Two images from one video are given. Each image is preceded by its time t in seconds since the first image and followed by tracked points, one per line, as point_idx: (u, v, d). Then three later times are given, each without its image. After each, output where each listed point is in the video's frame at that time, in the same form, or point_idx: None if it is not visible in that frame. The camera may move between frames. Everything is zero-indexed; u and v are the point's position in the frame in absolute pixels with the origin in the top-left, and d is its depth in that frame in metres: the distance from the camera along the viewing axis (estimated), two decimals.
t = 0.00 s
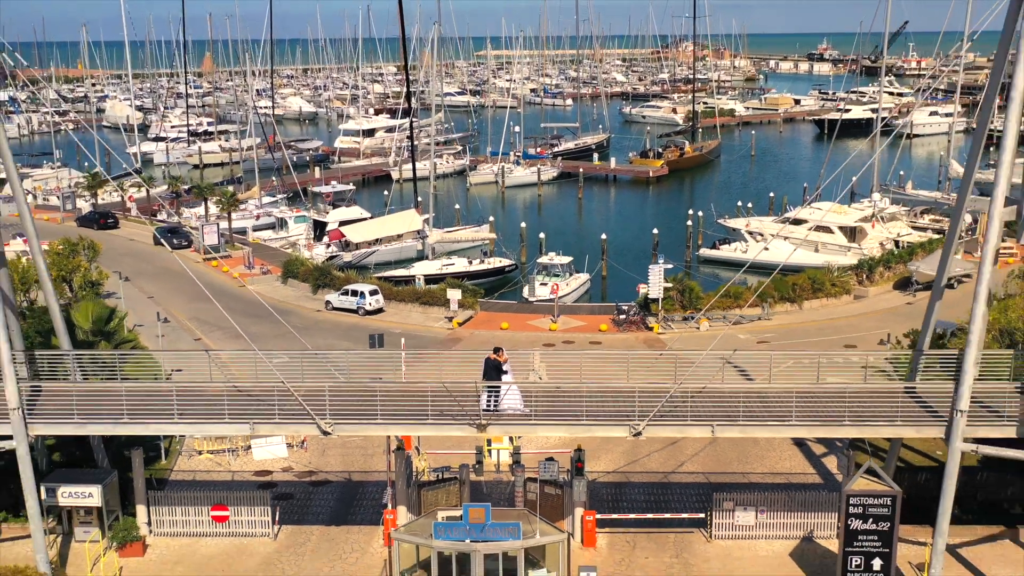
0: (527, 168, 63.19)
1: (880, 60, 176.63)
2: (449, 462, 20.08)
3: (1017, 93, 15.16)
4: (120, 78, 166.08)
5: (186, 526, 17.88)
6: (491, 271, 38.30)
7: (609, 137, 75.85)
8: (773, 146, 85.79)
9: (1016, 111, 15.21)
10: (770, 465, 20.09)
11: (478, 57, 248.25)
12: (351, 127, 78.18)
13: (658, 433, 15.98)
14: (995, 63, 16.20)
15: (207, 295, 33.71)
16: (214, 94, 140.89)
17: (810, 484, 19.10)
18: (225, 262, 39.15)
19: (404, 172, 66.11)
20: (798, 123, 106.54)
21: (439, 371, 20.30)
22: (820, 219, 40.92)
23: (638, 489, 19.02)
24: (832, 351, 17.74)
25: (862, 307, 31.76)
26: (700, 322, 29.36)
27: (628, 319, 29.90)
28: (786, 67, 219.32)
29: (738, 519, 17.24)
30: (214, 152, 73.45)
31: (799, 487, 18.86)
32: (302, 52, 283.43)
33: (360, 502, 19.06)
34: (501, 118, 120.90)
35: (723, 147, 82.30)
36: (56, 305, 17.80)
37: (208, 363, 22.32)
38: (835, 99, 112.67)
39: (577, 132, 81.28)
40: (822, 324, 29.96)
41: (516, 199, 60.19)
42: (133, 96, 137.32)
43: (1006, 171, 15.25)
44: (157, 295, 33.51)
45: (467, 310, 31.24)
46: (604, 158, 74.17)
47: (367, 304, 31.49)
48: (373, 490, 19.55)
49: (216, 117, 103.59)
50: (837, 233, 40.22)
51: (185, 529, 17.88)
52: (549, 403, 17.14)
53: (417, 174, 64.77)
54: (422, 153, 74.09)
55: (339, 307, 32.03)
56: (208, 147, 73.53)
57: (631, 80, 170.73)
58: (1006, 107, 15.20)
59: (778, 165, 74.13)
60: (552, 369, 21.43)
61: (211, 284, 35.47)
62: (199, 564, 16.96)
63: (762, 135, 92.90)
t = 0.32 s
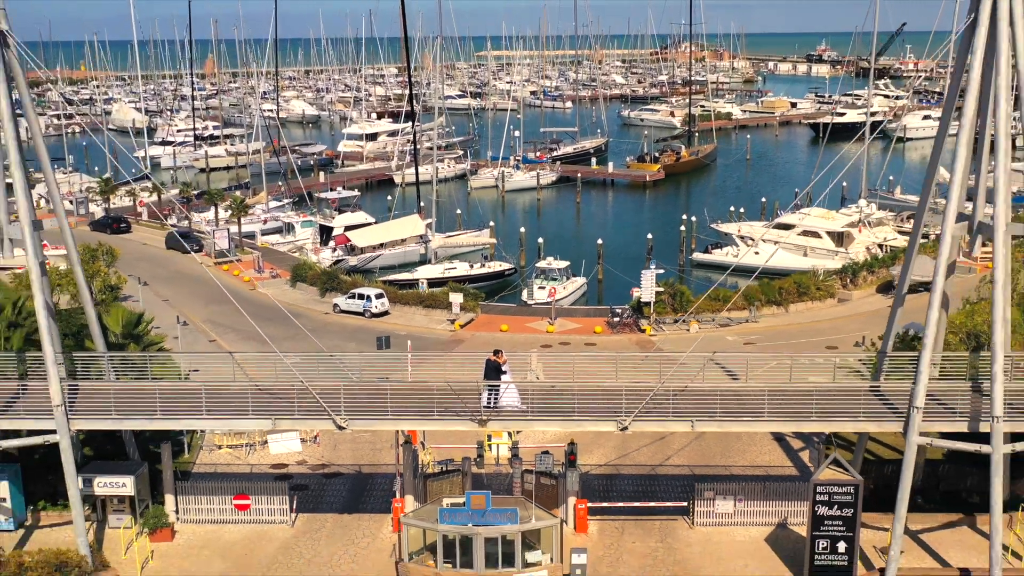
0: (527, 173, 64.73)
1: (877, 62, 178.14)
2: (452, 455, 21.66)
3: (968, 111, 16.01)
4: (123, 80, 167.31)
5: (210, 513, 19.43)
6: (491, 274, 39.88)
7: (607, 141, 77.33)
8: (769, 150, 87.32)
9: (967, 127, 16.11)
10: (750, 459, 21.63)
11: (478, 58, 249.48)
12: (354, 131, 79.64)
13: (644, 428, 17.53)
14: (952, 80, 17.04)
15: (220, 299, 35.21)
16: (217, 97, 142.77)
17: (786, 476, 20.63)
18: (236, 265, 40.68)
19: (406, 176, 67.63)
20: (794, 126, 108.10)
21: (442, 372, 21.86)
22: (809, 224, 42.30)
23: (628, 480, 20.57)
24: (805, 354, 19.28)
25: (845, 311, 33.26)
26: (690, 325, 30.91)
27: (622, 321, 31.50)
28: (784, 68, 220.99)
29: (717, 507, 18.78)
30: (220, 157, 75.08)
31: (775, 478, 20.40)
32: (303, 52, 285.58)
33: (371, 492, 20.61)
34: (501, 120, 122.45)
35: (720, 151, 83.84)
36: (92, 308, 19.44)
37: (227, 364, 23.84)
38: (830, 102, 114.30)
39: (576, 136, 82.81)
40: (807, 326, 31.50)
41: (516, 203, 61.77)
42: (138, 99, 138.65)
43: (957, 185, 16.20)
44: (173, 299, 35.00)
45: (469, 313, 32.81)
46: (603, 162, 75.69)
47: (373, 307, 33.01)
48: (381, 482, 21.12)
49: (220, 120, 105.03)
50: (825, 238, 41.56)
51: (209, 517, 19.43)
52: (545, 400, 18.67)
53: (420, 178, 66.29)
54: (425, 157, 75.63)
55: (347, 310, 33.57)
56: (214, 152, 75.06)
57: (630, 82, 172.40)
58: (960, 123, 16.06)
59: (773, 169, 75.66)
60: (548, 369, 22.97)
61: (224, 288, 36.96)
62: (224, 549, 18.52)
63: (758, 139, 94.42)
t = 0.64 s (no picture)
0: (527, 177, 66.89)
1: (874, 65, 180.19)
2: (456, 443, 23.86)
3: (910, 141, 18.13)
4: (130, 82, 169.49)
5: (239, 495, 21.65)
6: (491, 277, 42.07)
7: (604, 146, 79.55)
8: (763, 154, 89.47)
9: (908, 156, 18.32)
10: (727, 448, 23.81)
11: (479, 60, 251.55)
12: (358, 136, 81.80)
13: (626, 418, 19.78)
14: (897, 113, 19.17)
15: (235, 301, 37.39)
16: (222, 99, 145.30)
17: (757, 463, 22.82)
18: (250, 269, 42.85)
19: (410, 180, 69.82)
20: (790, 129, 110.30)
21: (448, 369, 24.09)
22: (794, 229, 44.45)
23: (615, 467, 22.77)
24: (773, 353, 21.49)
25: (825, 312, 35.44)
26: (678, 325, 33.10)
27: (614, 322, 33.69)
28: (783, 70, 223.25)
29: (694, 490, 20.97)
30: (228, 161, 77.38)
31: (747, 464, 22.58)
32: (307, 54, 288.30)
33: (383, 478, 22.80)
34: (502, 123, 124.66)
35: (715, 155, 85.99)
36: (134, 309, 21.77)
37: (249, 361, 26.05)
38: (825, 105, 116.52)
39: (574, 141, 85.02)
40: (787, 327, 33.70)
41: (515, 207, 63.95)
42: (144, 102, 140.84)
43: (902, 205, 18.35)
44: (191, 300, 37.18)
45: (470, 314, 35.02)
46: (600, 166, 77.93)
47: (381, 309, 35.21)
48: (392, 469, 23.31)
49: (226, 124, 107.24)
50: (809, 243, 43.66)
51: (239, 499, 21.65)
52: (540, 394, 20.91)
53: (423, 182, 68.51)
54: (428, 162, 77.82)
55: (356, 311, 35.77)
56: (222, 156, 77.27)
57: (629, 84, 174.81)
58: (902, 152, 18.20)
59: (766, 173, 77.79)
60: (544, 366, 25.16)
61: (239, 290, 39.10)
62: (252, 527, 20.71)
63: (753, 143, 96.61)
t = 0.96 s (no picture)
0: (526, 183, 69.78)
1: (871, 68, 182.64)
2: (460, 430, 26.81)
3: (851, 169, 21.15)
4: (136, 85, 172.14)
5: (270, 474, 24.60)
6: (492, 280, 44.98)
7: (602, 152, 82.51)
8: (756, 158, 92.34)
9: (850, 181, 21.37)
10: (702, 433, 26.75)
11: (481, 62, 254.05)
12: (364, 141, 84.71)
13: (610, 405, 22.81)
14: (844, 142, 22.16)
15: (254, 302, 40.33)
16: (228, 103, 148.06)
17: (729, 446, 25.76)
18: (266, 271, 45.82)
19: (414, 185, 72.75)
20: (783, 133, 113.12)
21: (452, 363, 27.07)
22: (777, 235, 47.25)
23: (602, 450, 25.71)
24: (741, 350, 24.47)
25: (801, 313, 38.34)
26: (664, 325, 36.00)
27: (605, 322, 36.54)
28: (780, 72, 226.17)
29: (669, 468, 23.91)
30: (239, 166, 80.46)
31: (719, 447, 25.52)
32: (311, 57, 291.78)
33: (396, 460, 25.77)
34: (503, 126, 127.46)
35: (709, 161, 88.81)
36: (179, 310, 24.90)
37: (274, 356, 28.96)
38: (819, 109, 119.41)
39: (573, 145, 87.90)
40: (765, 326, 36.61)
41: (515, 212, 66.86)
42: (152, 105, 143.72)
43: (847, 223, 21.35)
44: (213, 301, 40.13)
45: (473, 314, 37.88)
46: (597, 171, 80.87)
47: (390, 309, 38.16)
48: (404, 452, 26.27)
49: (234, 129, 110.03)
50: (791, 247, 46.49)
51: (270, 478, 24.62)
52: (535, 386, 23.95)
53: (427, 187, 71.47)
54: (431, 167, 80.72)
55: (367, 311, 38.70)
56: (233, 162, 80.20)
57: (628, 87, 177.76)
58: (844, 178, 21.23)
59: (757, 178, 80.60)
60: (540, 361, 28.09)
61: (258, 292, 42.00)
62: (283, 501, 23.70)
63: (747, 147, 99.47)
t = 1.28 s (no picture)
0: (525, 188, 73.29)
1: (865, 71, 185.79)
2: (465, 415, 30.33)
3: (800, 191, 24.92)
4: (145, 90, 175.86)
5: (298, 452, 28.14)
6: (493, 281, 48.49)
7: (598, 157, 86.03)
8: (747, 162, 95.81)
9: (800, 200, 25.16)
10: (678, 417, 30.25)
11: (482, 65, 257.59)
12: (370, 147, 88.24)
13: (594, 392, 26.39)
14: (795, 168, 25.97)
15: (274, 301, 43.84)
16: (235, 107, 151.63)
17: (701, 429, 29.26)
18: (283, 273, 49.36)
19: (419, 190, 76.29)
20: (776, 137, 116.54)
21: (458, 356, 30.58)
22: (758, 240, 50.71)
23: (589, 433, 29.21)
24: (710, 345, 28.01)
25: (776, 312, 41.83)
26: (650, 322, 39.48)
27: (596, 320, 39.97)
28: (777, 75, 229.55)
29: (647, 447, 27.41)
30: (250, 171, 84.13)
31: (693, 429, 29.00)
32: (316, 59, 296.13)
33: (408, 441, 29.31)
34: (504, 130, 130.95)
35: (702, 165, 92.30)
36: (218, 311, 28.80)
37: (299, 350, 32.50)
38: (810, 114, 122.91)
39: (571, 151, 91.43)
40: (742, 324, 40.13)
41: (515, 216, 70.38)
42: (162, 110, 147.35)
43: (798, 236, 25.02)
44: (236, 301, 43.65)
45: (475, 313, 41.38)
46: (593, 176, 84.40)
47: (399, 308, 41.64)
48: (415, 435, 29.79)
49: (243, 134, 113.59)
50: (771, 251, 49.92)
51: (299, 457, 28.17)
52: (530, 376, 27.57)
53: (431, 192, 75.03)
54: (434, 172, 84.24)
55: (378, 311, 42.20)
56: (245, 167, 83.78)
57: (627, 90, 181.19)
58: (794, 198, 24.98)
59: (747, 182, 84.05)
60: (536, 354, 31.63)
61: (277, 292, 45.52)
62: (311, 476, 27.21)
63: (739, 152, 102.93)
